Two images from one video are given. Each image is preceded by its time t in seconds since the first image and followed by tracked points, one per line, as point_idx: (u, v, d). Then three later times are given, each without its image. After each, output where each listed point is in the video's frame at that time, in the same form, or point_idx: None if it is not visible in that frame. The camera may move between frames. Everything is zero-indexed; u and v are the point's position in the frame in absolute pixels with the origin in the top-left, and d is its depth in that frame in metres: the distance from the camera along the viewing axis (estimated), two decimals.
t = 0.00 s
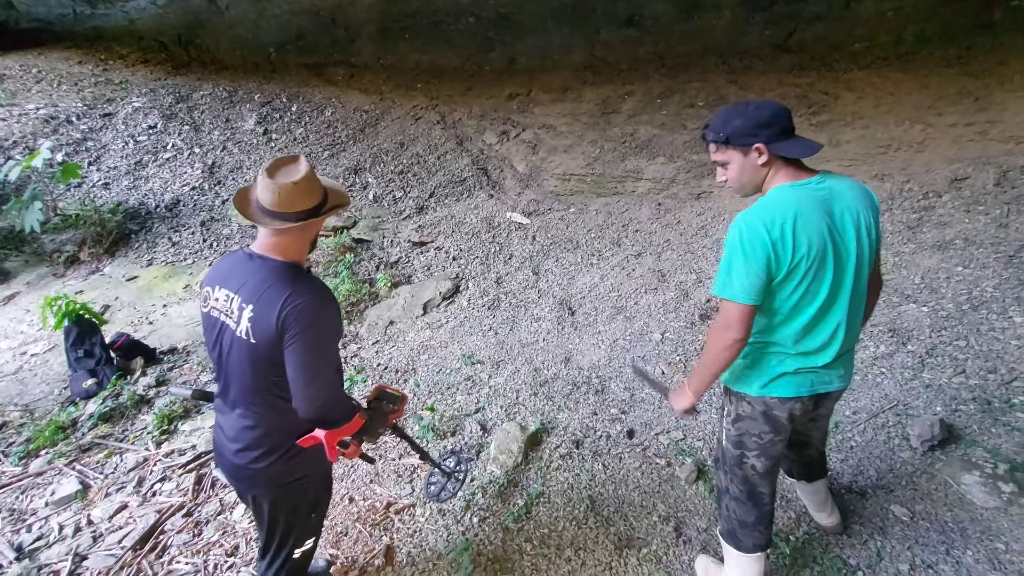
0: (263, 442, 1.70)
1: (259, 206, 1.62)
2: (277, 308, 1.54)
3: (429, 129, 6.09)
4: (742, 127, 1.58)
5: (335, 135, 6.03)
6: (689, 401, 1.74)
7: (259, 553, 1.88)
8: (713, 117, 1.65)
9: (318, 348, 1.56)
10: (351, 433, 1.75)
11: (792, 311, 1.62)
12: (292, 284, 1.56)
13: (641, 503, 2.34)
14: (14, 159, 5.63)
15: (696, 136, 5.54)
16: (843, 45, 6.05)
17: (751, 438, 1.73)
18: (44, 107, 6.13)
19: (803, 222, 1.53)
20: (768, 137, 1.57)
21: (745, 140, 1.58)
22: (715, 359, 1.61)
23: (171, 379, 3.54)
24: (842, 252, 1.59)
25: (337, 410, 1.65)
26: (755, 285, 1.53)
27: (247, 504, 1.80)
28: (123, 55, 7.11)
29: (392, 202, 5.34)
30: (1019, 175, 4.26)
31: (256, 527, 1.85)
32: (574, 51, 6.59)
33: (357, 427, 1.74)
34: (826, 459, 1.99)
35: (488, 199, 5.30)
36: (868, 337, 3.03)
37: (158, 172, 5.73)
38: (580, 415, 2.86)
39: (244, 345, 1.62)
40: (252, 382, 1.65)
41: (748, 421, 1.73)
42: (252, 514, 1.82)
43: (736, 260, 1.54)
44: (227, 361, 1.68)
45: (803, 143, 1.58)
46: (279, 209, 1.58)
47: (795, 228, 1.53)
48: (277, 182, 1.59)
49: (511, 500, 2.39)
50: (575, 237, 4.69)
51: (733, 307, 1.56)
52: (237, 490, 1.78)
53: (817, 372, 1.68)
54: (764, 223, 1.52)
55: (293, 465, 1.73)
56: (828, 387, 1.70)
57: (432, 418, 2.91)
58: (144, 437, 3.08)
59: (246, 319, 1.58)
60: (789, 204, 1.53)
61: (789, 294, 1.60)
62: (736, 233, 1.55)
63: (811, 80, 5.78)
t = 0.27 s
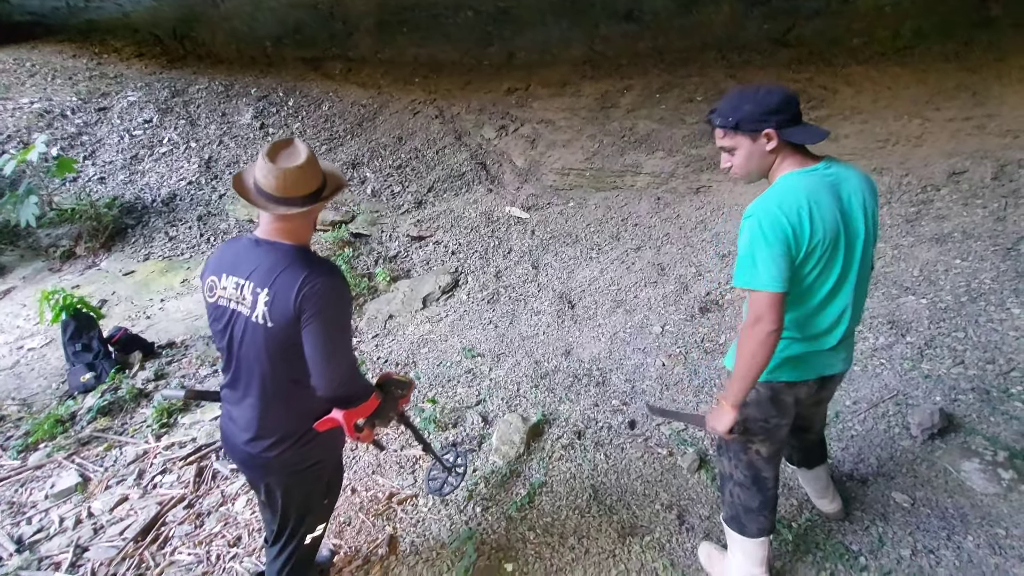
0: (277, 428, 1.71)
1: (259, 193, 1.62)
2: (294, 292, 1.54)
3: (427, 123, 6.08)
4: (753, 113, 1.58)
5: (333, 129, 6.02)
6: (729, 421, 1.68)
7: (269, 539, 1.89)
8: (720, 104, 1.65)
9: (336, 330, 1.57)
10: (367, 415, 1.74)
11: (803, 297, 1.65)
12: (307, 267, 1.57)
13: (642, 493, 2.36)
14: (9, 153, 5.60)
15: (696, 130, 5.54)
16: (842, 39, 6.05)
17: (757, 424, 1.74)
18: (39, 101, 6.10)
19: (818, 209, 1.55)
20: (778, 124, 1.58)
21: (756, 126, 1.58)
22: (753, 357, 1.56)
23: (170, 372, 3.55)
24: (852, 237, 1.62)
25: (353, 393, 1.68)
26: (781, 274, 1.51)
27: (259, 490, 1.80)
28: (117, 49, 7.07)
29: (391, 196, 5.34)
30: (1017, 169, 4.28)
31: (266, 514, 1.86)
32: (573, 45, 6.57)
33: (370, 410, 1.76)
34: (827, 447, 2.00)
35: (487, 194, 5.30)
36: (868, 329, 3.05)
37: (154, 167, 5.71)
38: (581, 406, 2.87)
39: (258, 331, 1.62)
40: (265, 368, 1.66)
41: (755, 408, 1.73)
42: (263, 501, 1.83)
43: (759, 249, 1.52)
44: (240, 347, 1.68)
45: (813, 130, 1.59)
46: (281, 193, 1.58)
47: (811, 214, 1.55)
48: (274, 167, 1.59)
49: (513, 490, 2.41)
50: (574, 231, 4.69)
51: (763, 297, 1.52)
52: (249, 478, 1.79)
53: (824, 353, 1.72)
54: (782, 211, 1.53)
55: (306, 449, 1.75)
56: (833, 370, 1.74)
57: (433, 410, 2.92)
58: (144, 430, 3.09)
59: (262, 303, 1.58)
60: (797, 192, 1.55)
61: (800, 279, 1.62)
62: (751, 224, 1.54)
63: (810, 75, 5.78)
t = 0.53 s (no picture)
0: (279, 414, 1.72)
1: (251, 181, 1.62)
2: (296, 276, 1.55)
3: (425, 117, 6.07)
4: (759, 103, 1.57)
5: (330, 124, 6.01)
6: (736, 409, 1.67)
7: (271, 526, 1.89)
8: (721, 91, 1.64)
9: (340, 315, 1.59)
10: (370, 396, 1.76)
11: (809, 285, 1.67)
12: (310, 251, 1.58)
13: (640, 482, 2.38)
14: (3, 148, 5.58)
15: (693, 124, 5.55)
16: (839, 34, 6.07)
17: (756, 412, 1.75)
18: (33, 95, 6.07)
19: (828, 198, 1.56)
20: (782, 114, 1.58)
21: (761, 116, 1.58)
22: (765, 346, 1.56)
23: (168, 366, 3.56)
24: (854, 224, 1.65)
25: (356, 377, 1.69)
26: (797, 264, 1.52)
27: (261, 477, 1.81)
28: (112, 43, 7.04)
29: (388, 190, 5.34)
30: (1012, 163, 4.30)
31: (268, 501, 1.87)
32: (571, 40, 6.56)
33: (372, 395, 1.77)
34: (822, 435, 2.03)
35: (485, 188, 5.30)
36: (863, 321, 3.07)
37: (150, 161, 5.70)
38: (579, 398, 2.89)
39: (262, 318, 1.62)
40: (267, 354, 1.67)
41: (754, 396, 1.74)
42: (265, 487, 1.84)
43: (776, 241, 1.52)
44: (242, 334, 1.68)
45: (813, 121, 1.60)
46: (278, 179, 1.58)
47: (823, 204, 1.56)
48: (267, 152, 1.59)
49: (512, 480, 2.43)
50: (571, 226, 4.70)
51: (779, 288, 1.52)
52: (251, 465, 1.80)
53: (824, 338, 1.75)
54: (796, 201, 1.53)
55: (308, 435, 1.76)
56: (832, 353, 1.78)
57: (433, 402, 2.94)
58: (142, 423, 3.10)
59: (262, 289, 1.59)
60: (805, 183, 1.55)
61: (807, 268, 1.63)
62: (765, 216, 1.53)
63: (807, 69, 5.80)
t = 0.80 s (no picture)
0: (271, 409, 1.74)
1: (247, 184, 1.62)
2: (284, 273, 1.56)
3: (421, 114, 6.08)
4: (752, 108, 1.56)
5: (326, 120, 6.01)
6: (723, 399, 1.69)
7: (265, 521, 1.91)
8: (711, 94, 1.62)
9: (329, 311, 1.59)
10: (359, 395, 1.77)
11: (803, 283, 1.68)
12: (299, 249, 1.59)
13: (634, 477, 2.40)
14: None
15: (689, 121, 5.57)
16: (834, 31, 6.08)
17: (749, 408, 1.77)
18: (27, 91, 6.05)
19: (822, 199, 1.58)
20: (773, 120, 1.58)
21: (754, 122, 1.57)
22: (757, 347, 1.59)
23: (165, 363, 3.56)
24: (843, 220, 1.68)
25: (346, 373, 1.69)
26: (795, 268, 1.53)
27: (254, 471, 1.83)
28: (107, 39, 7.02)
29: (385, 187, 5.35)
30: (1005, 160, 4.32)
31: (262, 495, 1.89)
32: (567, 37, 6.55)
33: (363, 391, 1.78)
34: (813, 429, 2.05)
35: (481, 185, 5.31)
36: (856, 317, 3.09)
37: (145, 158, 5.69)
38: (574, 394, 2.91)
39: (254, 316, 1.63)
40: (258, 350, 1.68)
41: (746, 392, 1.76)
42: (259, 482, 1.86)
43: (774, 246, 1.53)
44: (234, 330, 1.70)
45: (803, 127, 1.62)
46: (274, 178, 1.59)
47: (818, 205, 1.58)
48: (261, 156, 1.59)
49: (507, 475, 2.44)
50: (568, 223, 4.71)
51: (777, 295, 1.54)
52: (245, 460, 1.81)
53: (816, 332, 1.77)
54: (792, 206, 1.55)
55: (300, 430, 1.77)
56: (824, 344, 1.82)
57: (429, 399, 2.95)
58: (139, 420, 3.11)
59: (254, 288, 1.60)
60: (799, 187, 1.57)
61: (802, 269, 1.65)
62: (763, 224, 1.54)
63: (802, 67, 5.82)
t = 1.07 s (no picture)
0: (264, 410, 1.74)
1: (241, 191, 1.62)
2: (274, 274, 1.56)
3: (418, 112, 6.07)
4: (735, 123, 1.56)
5: (323, 118, 6.00)
6: (724, 418, 1.71)
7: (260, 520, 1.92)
8: (694, 108, 1.61)
9: (319, 312, 1.59)
10: (350, 397, 1.77)
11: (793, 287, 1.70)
12: (288, 250, 1.59)
13: (628, 474, 2.41)
14: None
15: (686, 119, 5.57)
16: (830, 29, 6.09)
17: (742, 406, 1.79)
18: (22, 88, 6.04)
19: (806, 206, 1.60)
20: (757, 134, 1.58)
21: (738, 137, 1.56)
22: (752, 358, 1.60)
23: (161, 362, 3.57)
24: (830, 221, 1.69)
25: (338, 373, 1.69)
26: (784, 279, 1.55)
27: (248, 471, 1.84)
28: (102, 35, 7.00)
29: (381, 185, 5.35)
30: (1000, 158, 4.33)
31: (257, 495, 1.89)
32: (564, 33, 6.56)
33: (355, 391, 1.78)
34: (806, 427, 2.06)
35: (478, 182, 5.31)
36: (850, 314, 3.11)
37: (141, 155, 5.68)
38: (570, 392, 2.92)
39: (246, 318, 1.64)
40: (250, 350, 1.68)
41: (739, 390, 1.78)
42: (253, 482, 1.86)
43: (763, 261, 1.54)
44: (226, 331, 1.71)
45: (785, 138, 1.62)
46: (267, 183, 1.60)
47: (804, 212, 1.59)
48: (251, 157, 1.59)
49: (502, 473, 2.45)
50: (564, 220, 4.72)
51: (770, 309, 1.56)
52: (239, 460, 1.82)
53: (809, 329, 1.78)
54: (778, 217, 1.56)
55: (293, 430, 1.78)
56: (818, 340, 1.83)
57: (425, 397, 2.96)
58: (136, 418, 3.11)
59: (244, 291, 1.61)
60: (785, 199, 1.58)
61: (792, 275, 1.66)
62: (752, 239, 1.56)
63: (799, 64, 5.83)
